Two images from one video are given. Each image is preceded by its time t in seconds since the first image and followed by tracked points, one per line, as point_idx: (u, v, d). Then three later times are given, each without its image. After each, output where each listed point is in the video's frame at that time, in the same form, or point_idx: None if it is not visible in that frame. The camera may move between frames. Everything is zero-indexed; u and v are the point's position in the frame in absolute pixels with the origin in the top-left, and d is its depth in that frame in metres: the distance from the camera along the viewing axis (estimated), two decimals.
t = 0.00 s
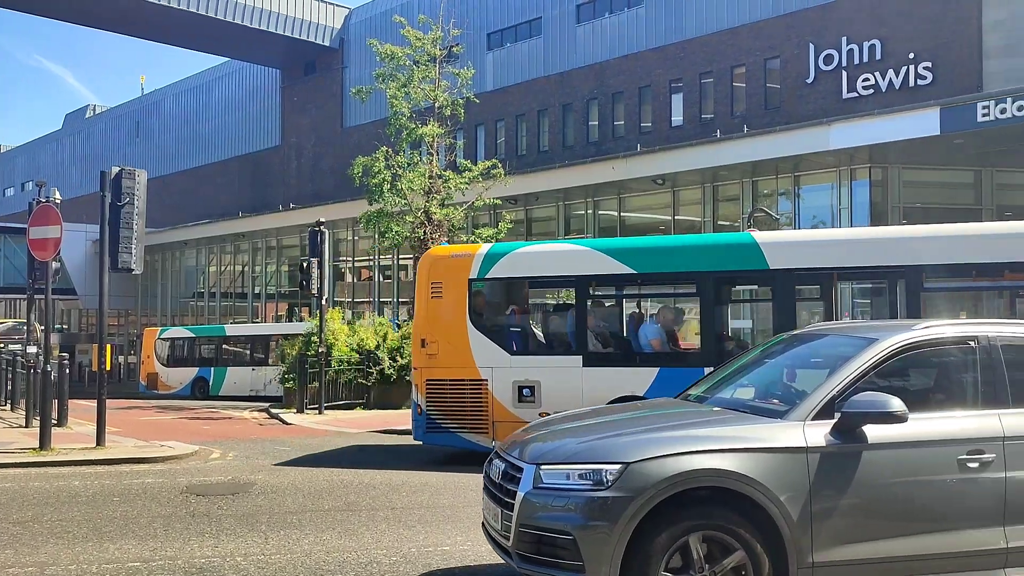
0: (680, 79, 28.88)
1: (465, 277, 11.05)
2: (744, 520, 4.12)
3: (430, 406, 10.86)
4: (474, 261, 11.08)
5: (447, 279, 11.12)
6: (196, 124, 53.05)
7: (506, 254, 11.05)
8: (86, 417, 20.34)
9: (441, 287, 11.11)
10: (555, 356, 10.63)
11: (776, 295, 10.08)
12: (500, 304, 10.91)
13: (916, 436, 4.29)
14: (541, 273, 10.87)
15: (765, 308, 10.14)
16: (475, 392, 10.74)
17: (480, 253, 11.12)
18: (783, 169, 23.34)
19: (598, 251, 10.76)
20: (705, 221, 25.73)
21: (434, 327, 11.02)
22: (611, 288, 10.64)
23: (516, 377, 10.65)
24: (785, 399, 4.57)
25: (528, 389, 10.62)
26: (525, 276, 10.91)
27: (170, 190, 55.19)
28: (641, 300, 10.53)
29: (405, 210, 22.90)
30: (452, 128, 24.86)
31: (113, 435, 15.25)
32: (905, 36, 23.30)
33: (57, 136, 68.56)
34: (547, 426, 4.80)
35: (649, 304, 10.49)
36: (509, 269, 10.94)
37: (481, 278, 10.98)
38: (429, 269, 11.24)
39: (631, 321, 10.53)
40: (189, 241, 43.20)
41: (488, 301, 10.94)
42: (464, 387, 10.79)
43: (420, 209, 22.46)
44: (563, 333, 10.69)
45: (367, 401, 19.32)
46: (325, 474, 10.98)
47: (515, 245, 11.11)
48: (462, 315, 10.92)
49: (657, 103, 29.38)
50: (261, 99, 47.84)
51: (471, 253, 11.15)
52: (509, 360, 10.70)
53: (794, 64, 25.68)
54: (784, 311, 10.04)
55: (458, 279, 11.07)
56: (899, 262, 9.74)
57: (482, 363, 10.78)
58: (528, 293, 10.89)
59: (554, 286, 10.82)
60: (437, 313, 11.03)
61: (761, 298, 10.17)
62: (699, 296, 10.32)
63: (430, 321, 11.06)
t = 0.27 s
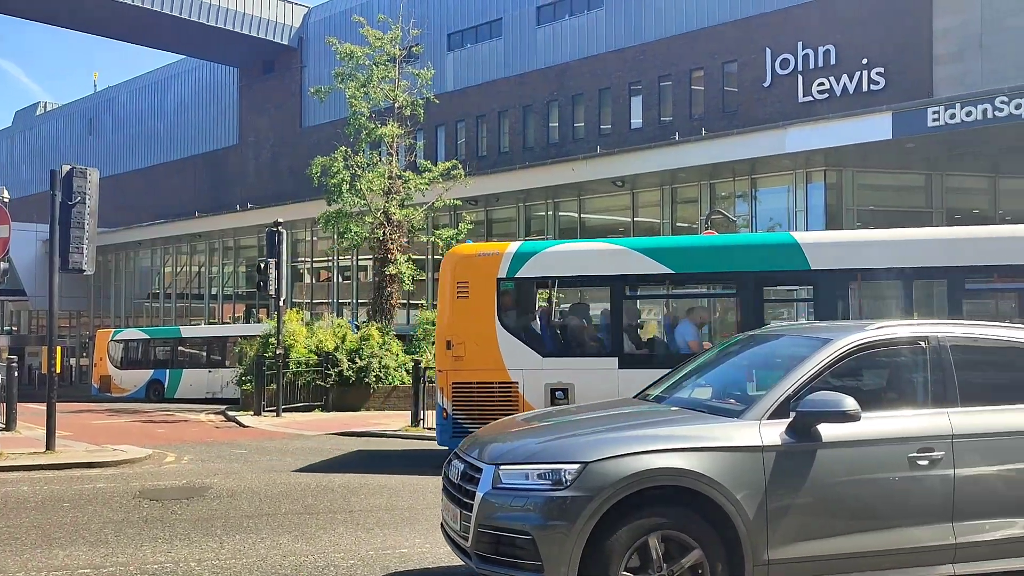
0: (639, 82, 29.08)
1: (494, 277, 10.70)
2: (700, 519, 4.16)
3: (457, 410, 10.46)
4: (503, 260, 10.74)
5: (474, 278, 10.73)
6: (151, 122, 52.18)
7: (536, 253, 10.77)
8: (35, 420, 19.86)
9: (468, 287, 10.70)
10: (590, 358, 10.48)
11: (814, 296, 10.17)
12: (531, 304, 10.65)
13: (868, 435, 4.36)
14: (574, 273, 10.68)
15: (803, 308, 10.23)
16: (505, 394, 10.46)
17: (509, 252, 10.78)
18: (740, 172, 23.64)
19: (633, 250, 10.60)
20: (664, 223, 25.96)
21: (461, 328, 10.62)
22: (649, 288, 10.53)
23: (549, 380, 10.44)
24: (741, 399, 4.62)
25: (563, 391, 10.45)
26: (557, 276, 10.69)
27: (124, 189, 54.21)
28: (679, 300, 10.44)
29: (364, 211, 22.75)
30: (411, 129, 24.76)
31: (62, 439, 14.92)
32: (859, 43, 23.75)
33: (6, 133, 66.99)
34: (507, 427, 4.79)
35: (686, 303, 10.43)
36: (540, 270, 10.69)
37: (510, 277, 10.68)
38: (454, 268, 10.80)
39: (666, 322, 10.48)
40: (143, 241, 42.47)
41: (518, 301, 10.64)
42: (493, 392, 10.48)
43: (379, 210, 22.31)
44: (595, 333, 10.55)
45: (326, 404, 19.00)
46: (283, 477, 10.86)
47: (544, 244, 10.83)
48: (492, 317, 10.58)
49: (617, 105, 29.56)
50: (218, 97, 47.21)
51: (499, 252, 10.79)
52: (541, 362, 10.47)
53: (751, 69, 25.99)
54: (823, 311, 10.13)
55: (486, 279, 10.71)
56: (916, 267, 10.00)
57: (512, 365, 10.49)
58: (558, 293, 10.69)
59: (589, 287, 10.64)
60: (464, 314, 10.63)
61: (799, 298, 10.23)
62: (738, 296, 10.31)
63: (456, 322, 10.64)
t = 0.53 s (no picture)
0: (591, 85, 29.28)
1: (527, 276, 10.65)
2: (647, 519, 4.20)
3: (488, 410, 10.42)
4: (535, 259, 10.69)
5: (506, 277, 10.69)
6: (95, 119, 51.02)
7: (569, 252, 10.73)
8: None
9: (500, 285, 10.68)
10: (624, 357, 10.47)
11: (852, 297, 10.47)
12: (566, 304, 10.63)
13: (810, 434, 4.44)
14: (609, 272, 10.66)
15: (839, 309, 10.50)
16: (537, 396, 10.46)
17: (542, 250, 10.74)
18: (689, 175, 23.96)
19: (670, 250, 10.68)
20: (615, 225, 26.17)
21: (493, 327, 10.59)
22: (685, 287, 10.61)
23: (584, 382, 10.42)
24: (689, 400, 4.66)
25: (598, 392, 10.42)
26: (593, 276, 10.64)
27: (66, 188, 52.92)
28: (714, 299, 10.57)
29: (314, 211, 22.54)
30: (362, 129, 24.59)
31: None
32: (805, 50, 24.22)
33: None
34: (456, 429, 4.78)
35: (717, 303, 10.58)
36: (575, 269, 10.65)
37: (544, 277, 10.63)
38: (486, 266, 10.76)
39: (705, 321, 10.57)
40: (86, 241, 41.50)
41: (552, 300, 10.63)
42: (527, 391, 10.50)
43: (329, 210, 22.10)
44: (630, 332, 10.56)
45: (274, 406, 18.77)
46: (230, 482, 10.70)
47: (577, 243, 10.80)
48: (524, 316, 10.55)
49: (568, 108, 29.73)
50: (164, 95, 46.36)
51: (532, 250, 10.74)
52: (574, 363, 10.45)
53: (700, 73, 26.33)
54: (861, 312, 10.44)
55: (518, 278, 10.67)
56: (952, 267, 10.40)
57: (545, 366, 10.47)
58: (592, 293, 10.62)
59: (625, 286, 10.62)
60: (497, 313, 10.60)
61: (835, 299, 10.50)
62: (775, 295, 10.49)
63: (488, 322, 10.62)
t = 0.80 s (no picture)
0: (536, 88, 29.35)
1: (566, 275, 12.30)
2: (588, 520, 4.22)
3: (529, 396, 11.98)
4: (574, 259, 12.36)
5: (543, 276, 12.32)
6: (27, 114, 49.55)
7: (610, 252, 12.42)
8: None
9: (539, 284, 12.30)
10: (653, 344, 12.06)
11: (880, 295, 12.18)
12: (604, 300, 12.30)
13: (748, 434, 4.52)
14: (652, 269, 12.34)
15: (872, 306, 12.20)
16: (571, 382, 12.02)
17: (580, 251, 12.42)
18: (633, 178, 24.19)
19: (706, 250, 12.34)
20: (561, 228, 26.30)
21: (532, 321, 12.20)
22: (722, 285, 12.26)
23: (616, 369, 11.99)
24: (631, 400, 4.71)
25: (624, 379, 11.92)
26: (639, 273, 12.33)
27: None
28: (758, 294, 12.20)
29: (256, 211, 22.17)
30: (305, 128, 24.28)
31: None
32: (746, 56, 24.67)
33: None
34: (398, 431, 4.75)
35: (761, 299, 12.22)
36: (612, 267, 12.32)
37: (581, 276, 12.31)
38: (525, 266, 12.36)
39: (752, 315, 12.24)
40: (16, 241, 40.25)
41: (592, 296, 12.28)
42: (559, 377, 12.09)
43: (272, 210, 21.76)
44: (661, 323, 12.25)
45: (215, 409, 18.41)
46: (167, 486, 10.47)
47: (613, 244, 12.49)
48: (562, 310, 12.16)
49: (514, 110, 29.78)
50: (101, 91, 45.24)
51: (570, 251, 12.41)
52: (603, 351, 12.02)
53: (644, 77, 26.59)
54: (887, 309, 12.14)
55: (556, 276, 12.30)
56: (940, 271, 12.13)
57: (579, 355, 12.07)
58: (635, 290, 12.30)
59: (668, 284, 12.30)
60: (536, 309, 12.22)
61: (869, 297, 12.21)
62: (811, 293, 12.20)
63: (528, 317, 12.22)
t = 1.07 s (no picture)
0: (474, 90, 29.32)
1: (608, 275, 11.48)
2: (522, 522, 4.23)
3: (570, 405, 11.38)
4: (617, 259, 11.52)
5: (586, 278, 11.55)
6: None
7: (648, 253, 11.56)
8: None
9: (582, 284, 11.55)
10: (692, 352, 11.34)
11: (902, 301, 11.31)
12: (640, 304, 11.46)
13: (679, 436, 4.59)
14: (687, 274, 11.46)
15: (895, 312, 11.30)
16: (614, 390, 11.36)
17: (621, 251, 11.59)
18: (570, 182, 24.37)
19: (741, 254, 11.42)
20: (499, 230, 26.34)
21: (572, 324, 11.49)
22: (760, 290, 11.35)
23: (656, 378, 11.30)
24: (565, 401, 4.75)
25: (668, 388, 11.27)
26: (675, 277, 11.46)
27: None
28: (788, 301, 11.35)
29: (188, 211, 21.72)
30: (239, 127, 23.85)
31: None
32: (681, 62, 25.05)
33: None
34: (331, 435, 4.70)
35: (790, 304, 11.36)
36: (654, 269, 11.45)
37: (623, 278, 11.48)
38: (566, 268, 11.61)
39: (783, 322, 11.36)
40: None
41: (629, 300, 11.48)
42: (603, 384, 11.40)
43: (203, 209, 21.30)
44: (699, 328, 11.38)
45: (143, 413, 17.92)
46: (91, 493, 10.16)
47: (654, 245, 11.63)
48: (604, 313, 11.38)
49: (451, 112, 29.70)
50: (25, 83, 43.80)
51: (611, 251, 11.57)
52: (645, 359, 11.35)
53: (582, 81, 26.76)
54: (911, 315, 11.22)
55: (596, 278, 11.52)
56: (987, 275, 11.22)
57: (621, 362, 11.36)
58: (671, 294, 11.44)
59: (696, 286, 11.44)
60: (578, 312, 11.49)
61: (892, 303, 11.34)
62: (842, 299, 11.33)
63: (569, 320, 11.53)
